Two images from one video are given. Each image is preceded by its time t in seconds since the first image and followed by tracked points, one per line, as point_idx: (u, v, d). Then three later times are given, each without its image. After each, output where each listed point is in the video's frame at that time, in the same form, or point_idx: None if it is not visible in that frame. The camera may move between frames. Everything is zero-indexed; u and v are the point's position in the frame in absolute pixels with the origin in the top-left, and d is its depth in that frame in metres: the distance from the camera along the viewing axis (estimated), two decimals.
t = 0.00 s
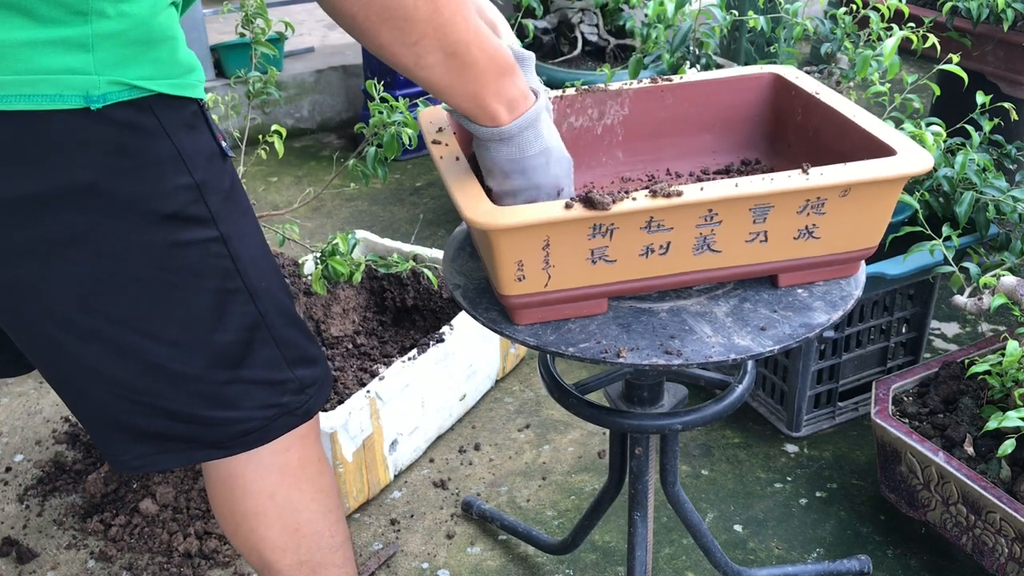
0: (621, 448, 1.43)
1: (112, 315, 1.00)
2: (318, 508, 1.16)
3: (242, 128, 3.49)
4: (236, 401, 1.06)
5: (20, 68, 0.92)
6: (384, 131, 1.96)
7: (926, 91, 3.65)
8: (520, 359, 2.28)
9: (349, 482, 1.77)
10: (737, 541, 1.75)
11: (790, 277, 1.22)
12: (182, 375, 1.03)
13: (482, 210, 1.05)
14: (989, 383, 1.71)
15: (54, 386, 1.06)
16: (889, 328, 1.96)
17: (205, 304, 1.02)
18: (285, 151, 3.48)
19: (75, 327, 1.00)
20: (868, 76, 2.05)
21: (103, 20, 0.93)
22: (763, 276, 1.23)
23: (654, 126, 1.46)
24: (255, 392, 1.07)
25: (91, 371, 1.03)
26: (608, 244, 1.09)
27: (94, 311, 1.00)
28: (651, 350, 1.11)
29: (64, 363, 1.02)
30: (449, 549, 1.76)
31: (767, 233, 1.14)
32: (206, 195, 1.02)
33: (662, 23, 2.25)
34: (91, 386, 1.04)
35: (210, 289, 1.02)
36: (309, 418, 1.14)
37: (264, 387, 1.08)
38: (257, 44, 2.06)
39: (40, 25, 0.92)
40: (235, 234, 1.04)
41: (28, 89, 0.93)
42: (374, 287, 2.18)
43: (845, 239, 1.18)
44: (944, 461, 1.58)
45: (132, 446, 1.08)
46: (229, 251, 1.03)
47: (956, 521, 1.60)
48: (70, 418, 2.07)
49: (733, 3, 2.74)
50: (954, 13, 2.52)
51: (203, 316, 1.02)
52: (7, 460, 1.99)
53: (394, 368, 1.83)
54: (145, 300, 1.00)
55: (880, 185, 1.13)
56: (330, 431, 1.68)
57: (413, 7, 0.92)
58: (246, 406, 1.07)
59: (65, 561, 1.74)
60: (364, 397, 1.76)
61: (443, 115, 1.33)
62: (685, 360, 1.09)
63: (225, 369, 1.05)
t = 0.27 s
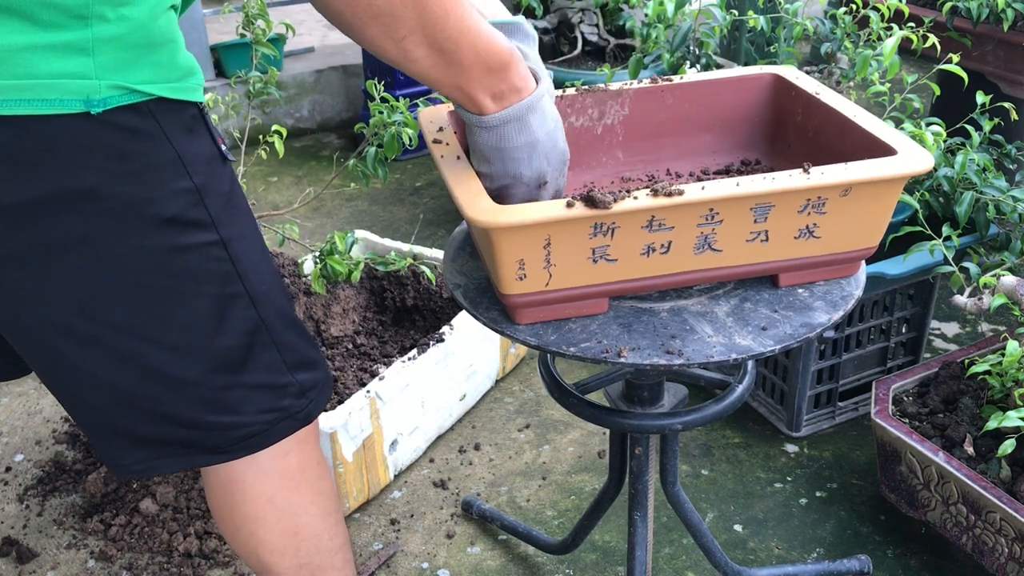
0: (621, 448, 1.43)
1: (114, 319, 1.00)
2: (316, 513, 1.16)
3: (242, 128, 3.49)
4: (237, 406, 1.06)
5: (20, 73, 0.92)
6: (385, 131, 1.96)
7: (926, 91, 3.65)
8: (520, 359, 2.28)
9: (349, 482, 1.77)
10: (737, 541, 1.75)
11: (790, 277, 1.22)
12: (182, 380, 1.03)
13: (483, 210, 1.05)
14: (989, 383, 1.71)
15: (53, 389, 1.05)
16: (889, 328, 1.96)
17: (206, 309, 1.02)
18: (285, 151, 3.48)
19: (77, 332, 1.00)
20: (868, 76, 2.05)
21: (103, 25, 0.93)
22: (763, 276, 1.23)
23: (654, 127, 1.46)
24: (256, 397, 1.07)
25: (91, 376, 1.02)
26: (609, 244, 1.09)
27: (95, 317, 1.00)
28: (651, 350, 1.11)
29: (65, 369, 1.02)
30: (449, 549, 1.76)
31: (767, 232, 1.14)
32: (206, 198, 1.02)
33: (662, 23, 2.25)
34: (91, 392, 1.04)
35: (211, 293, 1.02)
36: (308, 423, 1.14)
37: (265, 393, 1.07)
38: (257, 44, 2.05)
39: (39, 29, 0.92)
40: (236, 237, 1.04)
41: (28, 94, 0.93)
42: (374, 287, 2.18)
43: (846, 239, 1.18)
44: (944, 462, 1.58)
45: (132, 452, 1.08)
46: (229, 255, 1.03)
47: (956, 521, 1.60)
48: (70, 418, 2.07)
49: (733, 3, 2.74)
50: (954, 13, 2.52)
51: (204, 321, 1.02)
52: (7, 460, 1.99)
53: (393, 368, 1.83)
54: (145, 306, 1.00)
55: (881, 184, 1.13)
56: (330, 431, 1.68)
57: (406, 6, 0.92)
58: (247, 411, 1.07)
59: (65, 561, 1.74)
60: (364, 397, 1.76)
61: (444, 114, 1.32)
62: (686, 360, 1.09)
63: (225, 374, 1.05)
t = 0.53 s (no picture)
0: (621, 448, 1.43)
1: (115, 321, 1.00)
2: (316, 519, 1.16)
3: (242, 128, 3.49)
4: (241, 407, 1.06)
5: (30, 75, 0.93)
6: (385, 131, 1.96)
7: (926, 91, 3.65)
8: (520, 359, 2.28)
9: (349, 482, 1.77)
10: (737, 541, 1.75)
11: (790, 277, 1.22)
12: (186, 382, 1.03)
13: (484, 210, 1.05)
14: (988, 383, 1.71)
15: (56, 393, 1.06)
16: (889, 328, 1.96)
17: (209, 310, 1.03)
18: (285, 151, 3.48)
19: (82, 337, 1.00)
20: (868, 76, 2.05)
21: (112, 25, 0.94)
22: (763, 276, 1.23)
23: (654, 127, 1.46)
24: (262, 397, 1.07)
25: (94, 382, 1.02)
26: (609, 244, 1.10)
27: (99, 319, 1.00)
28: (651, 350, 1.11)
29: (68, 375, 1.03)
30: (449, 549, 1.76)
31: (767, 233, 1.14)
32: (210, 199, 1.02)
33: (662, 23, 2.25)
34: (93, 399, 1.04)
35: (217, 294, 1.02)
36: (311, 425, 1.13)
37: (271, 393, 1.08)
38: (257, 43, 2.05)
39: (47, 31, 0.92)
40: (240, 237, 1.04)
41: (36, 96, 0.93)
42: (374, 287, 2.18)
43: (846, 239, 1.18)
44: (944, 461, 1.58)
45: (134, 456, 1.08)
46: (234, 255, 1.03)
47: (956, 521, 1.60)
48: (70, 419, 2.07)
49: (733, 3, 2.74)
50: (954, 13, 2.52)
51: (209, 322, 1.02)
52: (7, 460, 1.99)
53: (393, 368, 1.83)
54: (149, 309, 1.00)
55: (881, 184, 1.13)
56: (330, 431, 1.68)
57: None
58: (252, 412, 1.07)
59: (65, 561, 1.74)
60: (364, 397, 1.75)
61: (444, 115, 1.32)
62: (686, 360, 1.09)
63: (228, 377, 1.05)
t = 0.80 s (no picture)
0: (620, 448, 1.43)
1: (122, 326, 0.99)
2: (320, 524, 1.16)
3: (242, 128, 3.49)
4: (249, 409, 1.07)
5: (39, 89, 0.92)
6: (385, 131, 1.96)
7: (926, 91, 3.65)
8: (520, 359, 2.28)
9: (349, 483, 1.77)
10: (737, 541, 1.75)
11: (790, 277, 1.22)
12: (195, 389, 1.03)
13: (484, 210, 1.05)
14: (989, 383, 1.71)
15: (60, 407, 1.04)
16: (889, 328, 1.96)
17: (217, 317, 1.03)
18: (285, 151, 3.48)
19: (88, 347, 0.99)
20: (868, 76, 2.05)
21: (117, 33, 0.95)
22: (763, 276, 1.23)
23: (654, 127, 1.46)
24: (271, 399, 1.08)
25: (101, 392, 1.02)
26: (609, 244, 1.09)
27: (106, 331, 0.99)
28: (651, 350, 1.11)
29: (73, 385, 1.01)
30: (449, 549, 1.76)
31: (767, 232, 1.14)
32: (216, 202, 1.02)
33: (662, 23, 2.25)
34: (99, 410, 1.03)
35: (224, 298, 1.02)
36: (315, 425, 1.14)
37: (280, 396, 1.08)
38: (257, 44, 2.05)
39: (55, 44, 0.92)
40: (244, 241, 1.04)
41: (51, 111, 0.92)
42: (374, 287, 2.17)
43: (846, 239, 1.18)
44: (944, 462, 1.58)
45: (141, 465, 1.07)
46: (239, 258, 1.03)
47: (957, 521, 1.60)
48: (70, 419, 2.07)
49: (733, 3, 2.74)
50: (954, 13, 2.52)
51: (216, 327, 1.02)
52: (7, 460, 1.99)
53: (394, 368, 1.83)
54: (157, 317, 1.00)
55: (881, 184, 1.13)
56: (330, 431, 1.68)
57: None
58: (260, 414, 1.07)
59: (65, 561, 1.74)
60: (364, 397, 1.75)
61: (444, 116, 1.31)
62: (686, 360, 1.09)
63: (237, 382, 1.05)
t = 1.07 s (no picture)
0: (620, 448, 1.43)
1: (131, 315, 0.99)
2: (328, 513, 1.18)
3: (242, 128, 3.49)
4: (257, 396, 1.08)
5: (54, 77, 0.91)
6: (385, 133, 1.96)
7: (926, 91, 3.65)
8: (520, 359, 2.28)
9: (349, 482, 1.77)
10: (737, 541, 1.75)
11: (790, 277, 1.22)
12: (205, 375, 1.03)
13: (484, 209, 1.05)
14: (989, 383, 1.71)
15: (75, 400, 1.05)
16: (889, 328, 1.96)
17: (225, 307, 1.03)
18: (285, 151, 3.48)
19: (98, 342, 0.99)
20: (868, 77, 2.05)
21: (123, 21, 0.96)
22: (763, 276, 1.23)
23: (653, 126, 1.46)
24: (277, 385, 1.09)
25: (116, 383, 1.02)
26: (609, 244, 1.10)
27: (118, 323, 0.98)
28: (651, 350, 1.11)
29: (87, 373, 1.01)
30: (449, 549, 1.76)
31: (767, 233, 1.14)
32: (219, 184, 1.03)
33: (662, 23, 2.25)
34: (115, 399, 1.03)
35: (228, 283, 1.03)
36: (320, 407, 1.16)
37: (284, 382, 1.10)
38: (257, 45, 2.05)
39: (71, 29, 0.92)
40: (246, 225, 1.05)
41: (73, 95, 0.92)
42: (374, 287, 2.17)
43: (846, 239, 1.18)
44: (945, 461, 1.58)
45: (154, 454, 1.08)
46: (243, 241, 1.04)
47: (956, 521, 1.60)
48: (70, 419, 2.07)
49: (733, 3, 2.74)
50: (954, 13, 2.52)
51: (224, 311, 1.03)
52: (7, 460, 1.99)
53: (393, 368, 1.83)
54: (171, 302, 1.00)
55: (881, 184, 1.13)
56: (330, 431, 1.68)
57: None
58: (267, 401, 1.08)
59: (65, 561, 1.74)
60: (364, 397, 1.75)
61: (443, 116, 1.32)
62: (686, 360, 1.09)
63: (243, 368, 1.06)
